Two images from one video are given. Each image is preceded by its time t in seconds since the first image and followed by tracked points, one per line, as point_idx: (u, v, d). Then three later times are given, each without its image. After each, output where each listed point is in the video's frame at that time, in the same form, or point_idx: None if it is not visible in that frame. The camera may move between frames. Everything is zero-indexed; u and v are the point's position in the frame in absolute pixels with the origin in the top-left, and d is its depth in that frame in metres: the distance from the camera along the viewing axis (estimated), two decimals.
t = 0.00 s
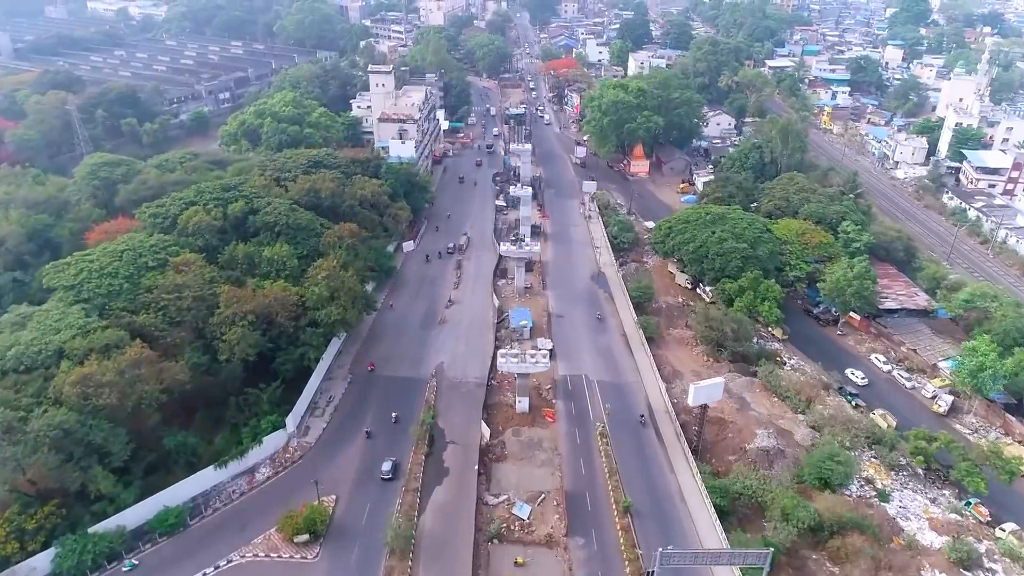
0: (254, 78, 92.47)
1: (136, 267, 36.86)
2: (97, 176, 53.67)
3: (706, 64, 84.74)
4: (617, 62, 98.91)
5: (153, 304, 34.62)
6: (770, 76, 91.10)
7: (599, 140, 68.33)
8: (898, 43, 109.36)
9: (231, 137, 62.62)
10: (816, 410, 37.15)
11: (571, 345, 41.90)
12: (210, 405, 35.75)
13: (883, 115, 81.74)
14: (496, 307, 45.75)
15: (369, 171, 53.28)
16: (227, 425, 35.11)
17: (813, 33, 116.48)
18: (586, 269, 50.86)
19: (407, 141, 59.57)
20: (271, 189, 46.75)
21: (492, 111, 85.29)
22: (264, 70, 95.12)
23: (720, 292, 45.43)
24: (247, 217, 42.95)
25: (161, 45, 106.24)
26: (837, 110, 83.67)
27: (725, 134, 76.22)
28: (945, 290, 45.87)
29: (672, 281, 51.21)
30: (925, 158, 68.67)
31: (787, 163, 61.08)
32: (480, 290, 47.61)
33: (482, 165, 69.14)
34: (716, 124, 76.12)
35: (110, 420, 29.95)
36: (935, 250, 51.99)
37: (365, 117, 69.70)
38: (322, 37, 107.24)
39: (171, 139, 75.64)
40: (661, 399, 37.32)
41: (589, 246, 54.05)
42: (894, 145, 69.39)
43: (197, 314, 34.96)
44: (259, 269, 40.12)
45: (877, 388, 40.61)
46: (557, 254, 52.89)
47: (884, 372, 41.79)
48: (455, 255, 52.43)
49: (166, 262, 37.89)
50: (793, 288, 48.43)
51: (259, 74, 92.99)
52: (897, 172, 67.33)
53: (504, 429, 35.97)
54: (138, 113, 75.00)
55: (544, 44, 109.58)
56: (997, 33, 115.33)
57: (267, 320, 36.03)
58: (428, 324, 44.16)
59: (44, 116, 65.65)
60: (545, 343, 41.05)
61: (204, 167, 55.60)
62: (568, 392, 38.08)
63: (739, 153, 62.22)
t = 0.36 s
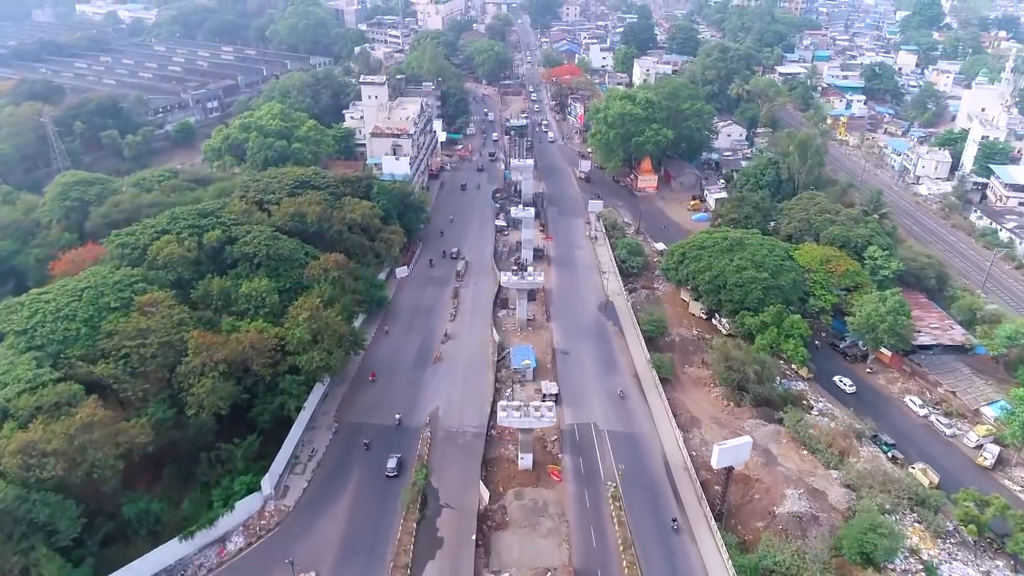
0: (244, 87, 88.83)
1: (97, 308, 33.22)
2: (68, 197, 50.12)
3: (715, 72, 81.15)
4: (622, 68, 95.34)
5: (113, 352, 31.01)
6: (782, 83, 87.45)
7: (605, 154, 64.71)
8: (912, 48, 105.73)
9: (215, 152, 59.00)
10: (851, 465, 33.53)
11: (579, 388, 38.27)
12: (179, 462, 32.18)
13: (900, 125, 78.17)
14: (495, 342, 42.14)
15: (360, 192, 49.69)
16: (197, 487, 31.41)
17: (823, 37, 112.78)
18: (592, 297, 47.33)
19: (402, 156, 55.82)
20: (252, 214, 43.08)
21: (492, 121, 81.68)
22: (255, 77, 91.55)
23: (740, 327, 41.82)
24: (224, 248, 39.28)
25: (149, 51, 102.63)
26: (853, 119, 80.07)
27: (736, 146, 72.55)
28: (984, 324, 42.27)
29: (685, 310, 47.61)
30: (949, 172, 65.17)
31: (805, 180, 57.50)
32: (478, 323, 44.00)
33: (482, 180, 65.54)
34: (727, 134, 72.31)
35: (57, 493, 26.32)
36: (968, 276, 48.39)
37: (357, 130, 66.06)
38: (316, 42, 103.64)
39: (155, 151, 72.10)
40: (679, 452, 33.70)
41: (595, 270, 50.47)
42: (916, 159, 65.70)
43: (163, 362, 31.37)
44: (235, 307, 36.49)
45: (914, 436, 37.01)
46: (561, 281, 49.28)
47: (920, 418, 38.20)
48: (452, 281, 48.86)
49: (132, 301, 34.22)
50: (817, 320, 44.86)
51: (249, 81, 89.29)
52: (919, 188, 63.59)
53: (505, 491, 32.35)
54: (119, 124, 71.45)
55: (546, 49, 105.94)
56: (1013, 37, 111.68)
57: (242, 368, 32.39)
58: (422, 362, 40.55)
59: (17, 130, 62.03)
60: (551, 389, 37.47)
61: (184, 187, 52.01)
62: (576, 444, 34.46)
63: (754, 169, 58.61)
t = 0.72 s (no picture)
0: (233, 95, 85.19)
1: (45, 361, 29.46)
2: (33, 220, 46.31)
3: (726, 81, 77.52)
4: (627, 75, 91.73)
5: (60, 414, 27.24)
6: (795, 91, 83.81)
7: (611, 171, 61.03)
8: (927, 54, 102.10)
9: (196, 170, 55.28)
10: (896, 536, 29.80)
11: (587, 442, 34.45)
12: (137, 533, 28.19)
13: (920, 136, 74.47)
14: (495, 386, 38.32)
15: (348, 217, 45.99)
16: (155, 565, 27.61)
17: (834, 42, 109.19)
18: (600, 331, 43.56)
19: (395, 175, 52.20)
20: (227, 244, 39.33)
21: (492, 131, 78.01)
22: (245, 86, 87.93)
23: (764, 370, 38.04)
24: (194, 286, 35.57)
25: (136, 56, 98.85)
26: (870, 130, 76.44)
27: (748, 159, 68.87)
28: None
29: (701, 346, 43.81)
30: (977, 190, 61.03)
31: (826, 200, 53.83)
32: (476, 363, 40.21)
33: (481, 197, 61.84)
34: (739, 147, 68.74)
35: None
36: (1007, 310, 44.72)
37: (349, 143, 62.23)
38: (309, 47, 99.96)
39: (136, 165, 68.31)
40: (702, 522, 29.83)
41: (603, 299, 46.86)
42: (941, 175, 61.74)
43: (117, 425, 27.57)
44: (203, 355, 32.68)
45: (962, 498, 33.26)
46: (566, 312, 45.58)
47: (967, 475, 34.45)
48: (449, 313, 45.07)
49: (85, 351, 30.48)
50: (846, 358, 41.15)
51: (238, 89, 85.55)
52: (945, 207, 59.45)
53: (506, 570, 28.26)
54: (98, 136, 67.64)
55: (548, 55, 102.32)
56: None
57: (208, 430, 28.69)
58: (414, 410, 36.75)
59: None
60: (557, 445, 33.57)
61: (159, 209, 48.25)
62: (586, 513, 30.56)
63: (771, 187, 54.97)
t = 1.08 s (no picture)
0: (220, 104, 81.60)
1: None
2: None
3: (735, 90, 73.96)
4: (631, 83, 88.16)
5: None
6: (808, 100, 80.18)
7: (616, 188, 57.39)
8: (942, 59, 98.45)
9: (172, 189, 51.74)
10: None
11: (594, 507, 30.79)
12: None
13: (941, 148, 70.93)
14: (492, 438, 34.64)
15: (332, 245, 42.38)
16: None
17: (845, 46, 105.59)
18: (606, 371, 39.86)
19: (385, 194, 48.73)
20: (196, 279, 35.66)
21: (490, 142, 74.42)
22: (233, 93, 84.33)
23: (789, 420, 34.42)
24: (156, 331, 31.94)
25: (121, 62, 95.23)
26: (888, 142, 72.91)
27: (760, 173, 65.20)
28: None
29: (716, 387, 40.16)
30: (1005, 209, 57.49)
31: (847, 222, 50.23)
32: (471, 409, 36.62)
33: (478, 216, 58.26)
34: (750, 161, 65.13)
35: None
36: None
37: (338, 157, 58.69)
38: (301, 53, 96.32)
39: (115, 179, 64.71)
40: None
41: (609, 333, 43.23)
42: (967, 193, 58.08)
43: (56, 504, 23.88)
44: (163, 412, 29.04)
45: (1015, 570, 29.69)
46: (569, 348, 41.92)
47: (1018, 542, 30.87)
48: (442, 350, 41.33)
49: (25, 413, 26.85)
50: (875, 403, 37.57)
51: (225, 98, 81.93)
52: (972, 226, 55.73)
53: None
54: (75, 149, 64.04)
55: (549, 61, 98.74)
56: None
57: (162, 506, 25.03)
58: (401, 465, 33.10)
59: None
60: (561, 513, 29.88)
61: (130, 235, 44.66)
62: None
63: (788, 207, 51.42)
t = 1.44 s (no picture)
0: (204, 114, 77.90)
1: None
2: None
3: (745, 102, 70.26)
4: (634, 91, 84.43)
5: None
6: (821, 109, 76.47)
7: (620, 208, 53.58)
8: (957, 65, 94.66)
9: (143, 214, 48.03)
10: None
11: None
12: None
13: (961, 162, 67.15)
14: (486, 505, 30.80)
15: (311, 281, 38.61)
16: None
17: (856, 52, 101.81)
18: (613, 420, 36.07)
19: (372, 220, 44.93)
20: (155, 326, 31.80)
21: (487, 155, 70.71)
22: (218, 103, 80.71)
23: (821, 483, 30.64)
24: (107, 390, 28.14)
25: (103, 69, 91.45)
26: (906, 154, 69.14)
27: (773, 189, 61.43)
28: None
29: (734, 438, 36.36)
30: None
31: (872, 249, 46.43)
32: (463, 468, 32.89)
33: (474, 237, 54.51)
34: (763, 177, 61.44)
35: None
36: None
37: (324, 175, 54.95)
38: (292, 60, 92.58)
39: (88, 197, 60.88)
40: None
41: (616, 375, 39.39)
42: (996, 212, 53.33)
43: None
44: (108, 490, 25.28)
45: None
46: (571, 392, 38.12)
47: None
48: (431, 396, 37.53)
49: None
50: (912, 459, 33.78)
51: (210, 108, 78.20)
52: (1003, 250, 51.84)
53: None
54: (46, 165, 60.13)
55: (549, 68, 95.02)
56: None
57: None
58: (382, 537, 29.24)
59: None
60: None
61: (92, 267, 40.91)
62: None
63: (807, 232, 47.65)
